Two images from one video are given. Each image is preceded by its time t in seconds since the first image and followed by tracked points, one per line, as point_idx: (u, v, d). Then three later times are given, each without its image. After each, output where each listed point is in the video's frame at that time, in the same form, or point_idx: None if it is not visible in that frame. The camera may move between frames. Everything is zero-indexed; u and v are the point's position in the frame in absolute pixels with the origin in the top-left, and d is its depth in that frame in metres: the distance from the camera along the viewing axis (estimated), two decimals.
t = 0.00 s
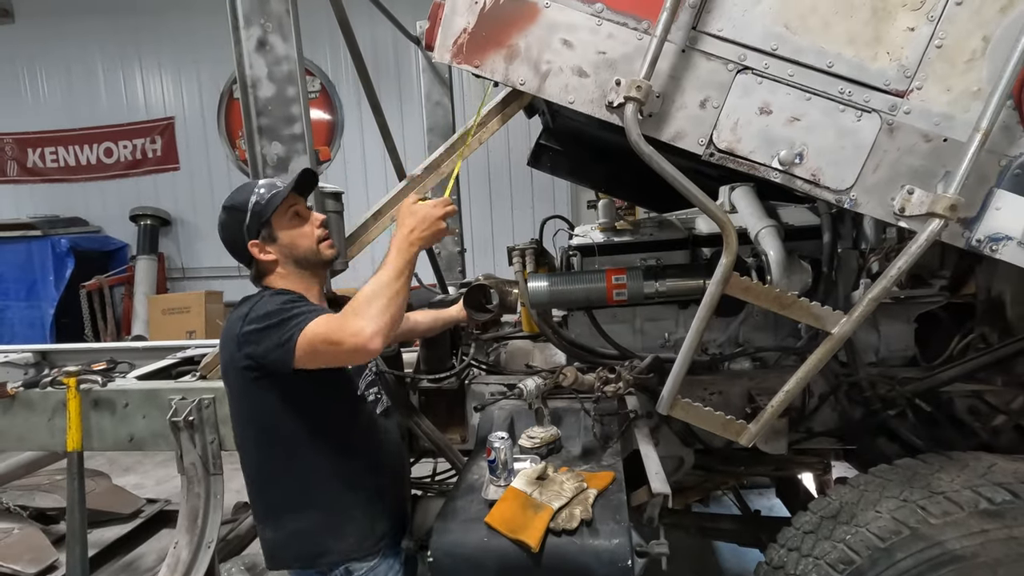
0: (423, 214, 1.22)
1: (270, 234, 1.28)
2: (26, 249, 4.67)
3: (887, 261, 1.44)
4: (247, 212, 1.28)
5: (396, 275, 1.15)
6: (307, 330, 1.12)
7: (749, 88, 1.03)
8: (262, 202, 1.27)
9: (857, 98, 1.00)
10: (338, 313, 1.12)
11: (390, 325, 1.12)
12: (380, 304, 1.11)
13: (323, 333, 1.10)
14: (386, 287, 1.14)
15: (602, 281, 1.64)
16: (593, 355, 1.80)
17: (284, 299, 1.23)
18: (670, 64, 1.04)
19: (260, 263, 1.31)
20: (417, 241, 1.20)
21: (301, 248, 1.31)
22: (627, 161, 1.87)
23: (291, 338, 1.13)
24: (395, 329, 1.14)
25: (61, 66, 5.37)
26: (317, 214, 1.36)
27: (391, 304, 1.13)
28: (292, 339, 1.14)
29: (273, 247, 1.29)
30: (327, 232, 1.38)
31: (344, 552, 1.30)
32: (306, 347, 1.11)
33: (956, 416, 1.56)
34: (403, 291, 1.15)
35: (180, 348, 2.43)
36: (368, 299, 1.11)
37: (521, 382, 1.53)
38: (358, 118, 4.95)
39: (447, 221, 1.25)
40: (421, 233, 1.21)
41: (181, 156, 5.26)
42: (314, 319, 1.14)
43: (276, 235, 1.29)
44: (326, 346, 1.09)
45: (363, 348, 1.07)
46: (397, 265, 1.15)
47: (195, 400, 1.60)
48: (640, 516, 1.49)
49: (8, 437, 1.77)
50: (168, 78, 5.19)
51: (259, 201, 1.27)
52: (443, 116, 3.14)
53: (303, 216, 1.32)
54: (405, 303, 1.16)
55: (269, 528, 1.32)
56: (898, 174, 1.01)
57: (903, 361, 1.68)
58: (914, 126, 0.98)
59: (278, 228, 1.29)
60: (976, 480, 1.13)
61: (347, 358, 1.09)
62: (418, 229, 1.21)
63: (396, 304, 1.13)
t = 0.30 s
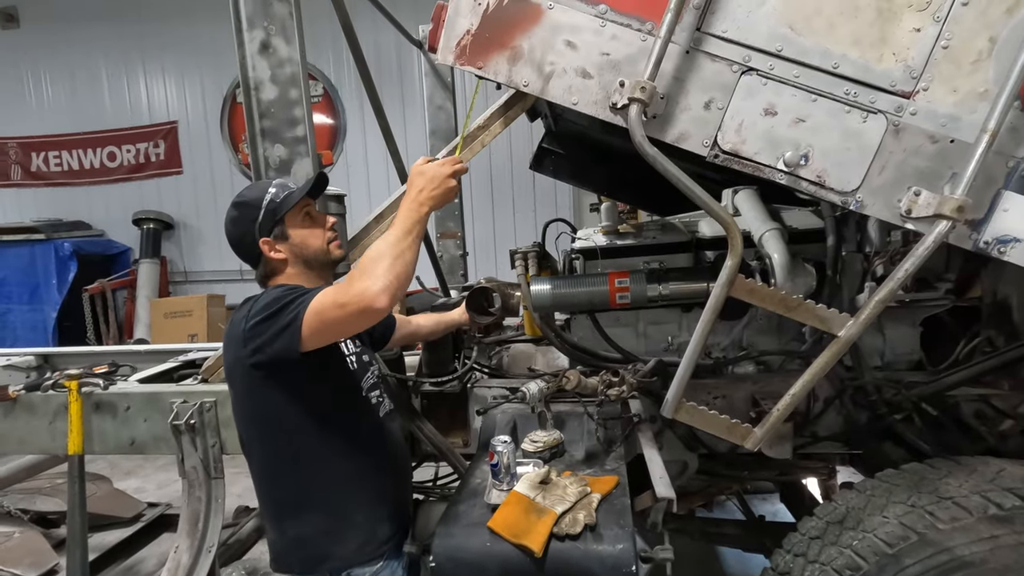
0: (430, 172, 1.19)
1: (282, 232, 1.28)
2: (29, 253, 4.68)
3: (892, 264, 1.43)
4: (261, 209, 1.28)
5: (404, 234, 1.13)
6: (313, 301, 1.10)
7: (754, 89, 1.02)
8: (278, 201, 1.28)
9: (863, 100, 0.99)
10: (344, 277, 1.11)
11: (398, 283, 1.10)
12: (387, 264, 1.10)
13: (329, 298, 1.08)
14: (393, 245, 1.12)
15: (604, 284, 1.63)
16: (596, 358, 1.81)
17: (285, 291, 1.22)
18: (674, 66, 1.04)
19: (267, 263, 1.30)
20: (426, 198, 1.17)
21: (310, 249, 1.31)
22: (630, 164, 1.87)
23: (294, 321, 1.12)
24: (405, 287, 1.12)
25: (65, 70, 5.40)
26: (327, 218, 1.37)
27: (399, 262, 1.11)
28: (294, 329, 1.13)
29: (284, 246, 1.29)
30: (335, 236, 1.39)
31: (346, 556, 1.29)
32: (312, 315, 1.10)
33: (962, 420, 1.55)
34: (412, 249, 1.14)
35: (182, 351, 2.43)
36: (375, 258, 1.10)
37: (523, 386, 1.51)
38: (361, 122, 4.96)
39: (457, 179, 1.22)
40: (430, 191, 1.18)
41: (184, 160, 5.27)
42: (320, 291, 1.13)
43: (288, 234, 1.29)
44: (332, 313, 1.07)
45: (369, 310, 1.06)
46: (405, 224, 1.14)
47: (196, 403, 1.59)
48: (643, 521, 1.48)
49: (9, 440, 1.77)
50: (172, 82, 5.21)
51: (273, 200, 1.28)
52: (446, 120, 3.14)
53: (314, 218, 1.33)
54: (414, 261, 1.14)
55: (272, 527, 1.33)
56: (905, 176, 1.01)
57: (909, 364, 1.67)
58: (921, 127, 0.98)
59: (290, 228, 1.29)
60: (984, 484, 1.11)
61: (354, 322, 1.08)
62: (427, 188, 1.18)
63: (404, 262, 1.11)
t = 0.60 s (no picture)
0: (451, 184, 1.21)
1: (313, 229, 1.32)
2: (33, 255, 4.69)
3: (898, 268, 1.43)
4: (299, 204, 1.31)
5: (422, 246, 1.15)
6: (328, 309, 1.12)
7: (762, 94, 1.02)
8: (317, 201, 1.33)
9: (872, 104, 0.99)
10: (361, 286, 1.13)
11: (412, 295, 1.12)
12: (403, 276, 1.12)
13: (345, 307, 1.10)
14: (411, 256, 1.14)
15: (611, 287, 1.63)
16: (601, 362, 1.80)
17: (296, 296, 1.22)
18: (683, 71, 1.04)
19: (289, 255, 1.30)
20: (445, 209, 1.20)
21: (335, 253, 1.35)
22: (636, 168, 1.87)
23: (308, 328, 1.13)
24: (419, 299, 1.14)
25: (70, 74, 5.42)
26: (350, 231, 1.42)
27: (415, 273, 1.13)
28: (308, 335, 1.13)
29: (312, 243, 1.32)
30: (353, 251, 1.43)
31: (356, 559, 1.30)
32: (327, 324, 1.11)
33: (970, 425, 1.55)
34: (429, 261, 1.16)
35: (187, 354, 2.43)
36: (392, 269, 1.12)
37: (531, 389, 1.54)
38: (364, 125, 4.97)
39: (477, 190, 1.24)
40: (450, 202, 1.20)
41: (188, 163, 5.29)
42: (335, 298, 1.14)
43: (319, 232, 1.32)
44: (347, 321, 1.09)
45: (384, 322, 1.08)
46: (424, 235, 1.16)
47: (202, 407, 1.59)
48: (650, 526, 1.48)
49: (15, 443, 1.77)
50: (176, 86, 5.23)
51: (312, 199, 1.32)
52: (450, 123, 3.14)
53: (342, 228, 1.38)
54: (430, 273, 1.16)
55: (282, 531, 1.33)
56: (914, 181, 1.01)
57: (916, 369, 1.67)
58: (930, 131, 0.98)
59: (321, 228, 1.33)
60: (994, 489, 1.11)
61: (369, 332, 1.10)
62: (447, 199, 1.20)
63: (421, 274, 1.13)
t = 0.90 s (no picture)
0: (463, 226, 1.24)
1: (334, 233, 1.36)
2: (37, 258, 4.71)
3: (899, 272, 1.44)
4: (324, 207, 1.35)
5: (431, 283, 1.17)
6: (335, 331, 1.14)
7: (764, 100, 1.03)
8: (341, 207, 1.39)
9: (874, 111, 1.00)
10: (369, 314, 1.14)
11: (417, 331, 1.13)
12: (410, 309, 1.14)
13: (352, 332, 1.11)
14: (420, 292, 1.16)
15: (613, 291, 1.64)
16: (604, 366, 1.78)
17: (304, 308, 1.23)
18: (685, 78, 1.05)
19: (309, 253, 1.33)
20: (457, 250, 1.22)
21: (349, 259, 1.41)
22: (638, 172, 1.88)
23: (314, 344, 1.14)
24: (424, 335, 1.15)
25: (75, 78, 5.45)
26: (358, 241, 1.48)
27: (421, 310, 1.14)
28: (315, 348, 1.14)
29: (330, 246, 1.36)
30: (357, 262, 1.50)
31: (361, 565, 1.30)
32: (333, 346, 1.12)
33: (973, 429, 1.55)
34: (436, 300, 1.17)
35: (190, 358, 2.44)
36: (400, 303, 1.14)
37: (533, 394, 1.53)
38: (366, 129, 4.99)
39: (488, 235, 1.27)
40: (461, 243, 1.23)
41: (191, 167, 5.31)
42: (342, 321, 1.16)
43: (340, 237, 1.38)
44: (352, 346, 1.10)
45: (387, 352, 1.09)
46: (434, 273, 1.18)
47: (206, 410, 1.60)
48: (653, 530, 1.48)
49: (20, 446, 1.78)
50: (180, 90, 5.25)
51: (336, 205, 1.37)
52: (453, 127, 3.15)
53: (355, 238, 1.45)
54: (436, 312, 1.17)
55: (286, 539, 1.33)
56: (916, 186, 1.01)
57: (919, 373, 1.67)
58: (932, 138, 0.98)
59: (340, 233, 1.39)
60: (997, 494, 1.11)
61: (373, 359, 1.10)
62: (459, 240, 1.23)
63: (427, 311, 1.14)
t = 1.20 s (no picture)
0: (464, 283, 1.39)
1: (338, 237, 1.37)
2: (39, 261, 4.72)
3: (902, 274, 1.45)
4: (332, 209, 1.36)
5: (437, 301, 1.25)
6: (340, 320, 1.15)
7: (766, 102, 1.03)
8: (349, 211, 1.40)
9: (876, 112, 1.00)
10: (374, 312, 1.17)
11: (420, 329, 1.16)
12: (412, 311, 1.16)
13: (352, 322, 1.13)
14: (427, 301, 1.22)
15: (614, 293, 1.64)
16: (605, 368, 1.79)
17: (306, 307, 1.24)
18: (687, 79, 1.05)
19: (311, 254, 1.34)
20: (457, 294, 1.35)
21: (352, 264, 1.40)
22: (639, 174, 1.88)
23: (317, 335, 1.14)
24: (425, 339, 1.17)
25: (77, 81, 5.46)
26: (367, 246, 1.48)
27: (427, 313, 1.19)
28: (318, 347, 1.14)
29: (333, 249, 1.36)
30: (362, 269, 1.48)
31: (365, 566, 1.30)
32: (331, 334, 1.13)
33: (976, 431, 1.55)
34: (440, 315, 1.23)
35: (191, 359, 2.44)
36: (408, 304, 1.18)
37: (534, 395, 1.53)
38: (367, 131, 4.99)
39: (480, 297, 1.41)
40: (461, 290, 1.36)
41: (193, 169, 5.31)
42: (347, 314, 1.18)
43: (345, 241, 1.39)
44: (356, 331, 1.10)
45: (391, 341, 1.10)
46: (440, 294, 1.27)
47: (207, 412, 1.60)
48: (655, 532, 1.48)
49: (21, 448, 1.78)
50: (182, 92, 5.26)
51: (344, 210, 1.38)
52: (454, 129, 3.15)
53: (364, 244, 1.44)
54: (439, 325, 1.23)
55: (290, 539, 1.33)
56: (918, 187, 1.01)
57: (921, 375, 1.67)
58: (934, 139, 0.98)
59: (346, 237, 1.39)
60: (1000, 496, 1.11)
61: (370, 348, 1.10)
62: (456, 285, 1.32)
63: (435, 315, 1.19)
